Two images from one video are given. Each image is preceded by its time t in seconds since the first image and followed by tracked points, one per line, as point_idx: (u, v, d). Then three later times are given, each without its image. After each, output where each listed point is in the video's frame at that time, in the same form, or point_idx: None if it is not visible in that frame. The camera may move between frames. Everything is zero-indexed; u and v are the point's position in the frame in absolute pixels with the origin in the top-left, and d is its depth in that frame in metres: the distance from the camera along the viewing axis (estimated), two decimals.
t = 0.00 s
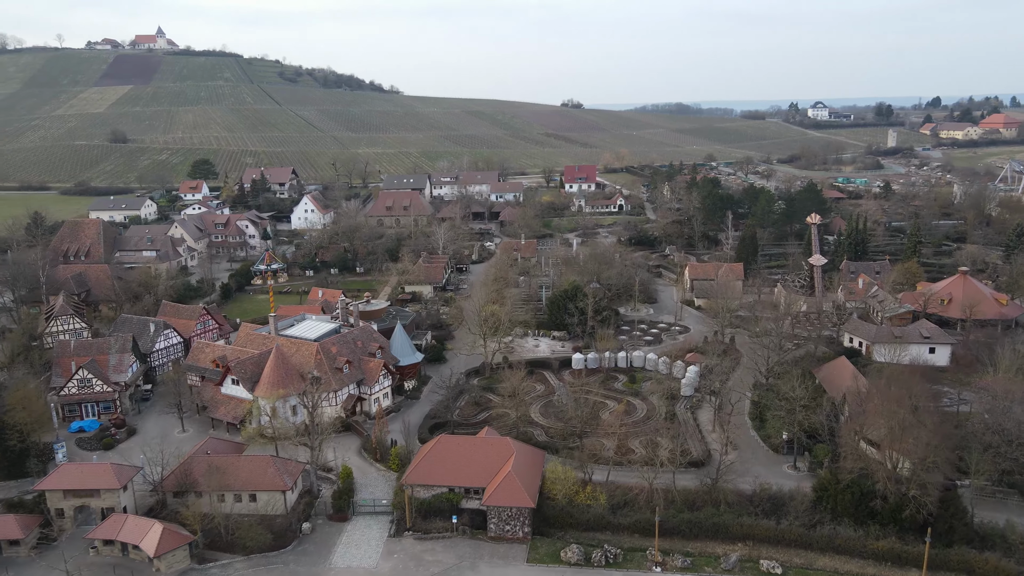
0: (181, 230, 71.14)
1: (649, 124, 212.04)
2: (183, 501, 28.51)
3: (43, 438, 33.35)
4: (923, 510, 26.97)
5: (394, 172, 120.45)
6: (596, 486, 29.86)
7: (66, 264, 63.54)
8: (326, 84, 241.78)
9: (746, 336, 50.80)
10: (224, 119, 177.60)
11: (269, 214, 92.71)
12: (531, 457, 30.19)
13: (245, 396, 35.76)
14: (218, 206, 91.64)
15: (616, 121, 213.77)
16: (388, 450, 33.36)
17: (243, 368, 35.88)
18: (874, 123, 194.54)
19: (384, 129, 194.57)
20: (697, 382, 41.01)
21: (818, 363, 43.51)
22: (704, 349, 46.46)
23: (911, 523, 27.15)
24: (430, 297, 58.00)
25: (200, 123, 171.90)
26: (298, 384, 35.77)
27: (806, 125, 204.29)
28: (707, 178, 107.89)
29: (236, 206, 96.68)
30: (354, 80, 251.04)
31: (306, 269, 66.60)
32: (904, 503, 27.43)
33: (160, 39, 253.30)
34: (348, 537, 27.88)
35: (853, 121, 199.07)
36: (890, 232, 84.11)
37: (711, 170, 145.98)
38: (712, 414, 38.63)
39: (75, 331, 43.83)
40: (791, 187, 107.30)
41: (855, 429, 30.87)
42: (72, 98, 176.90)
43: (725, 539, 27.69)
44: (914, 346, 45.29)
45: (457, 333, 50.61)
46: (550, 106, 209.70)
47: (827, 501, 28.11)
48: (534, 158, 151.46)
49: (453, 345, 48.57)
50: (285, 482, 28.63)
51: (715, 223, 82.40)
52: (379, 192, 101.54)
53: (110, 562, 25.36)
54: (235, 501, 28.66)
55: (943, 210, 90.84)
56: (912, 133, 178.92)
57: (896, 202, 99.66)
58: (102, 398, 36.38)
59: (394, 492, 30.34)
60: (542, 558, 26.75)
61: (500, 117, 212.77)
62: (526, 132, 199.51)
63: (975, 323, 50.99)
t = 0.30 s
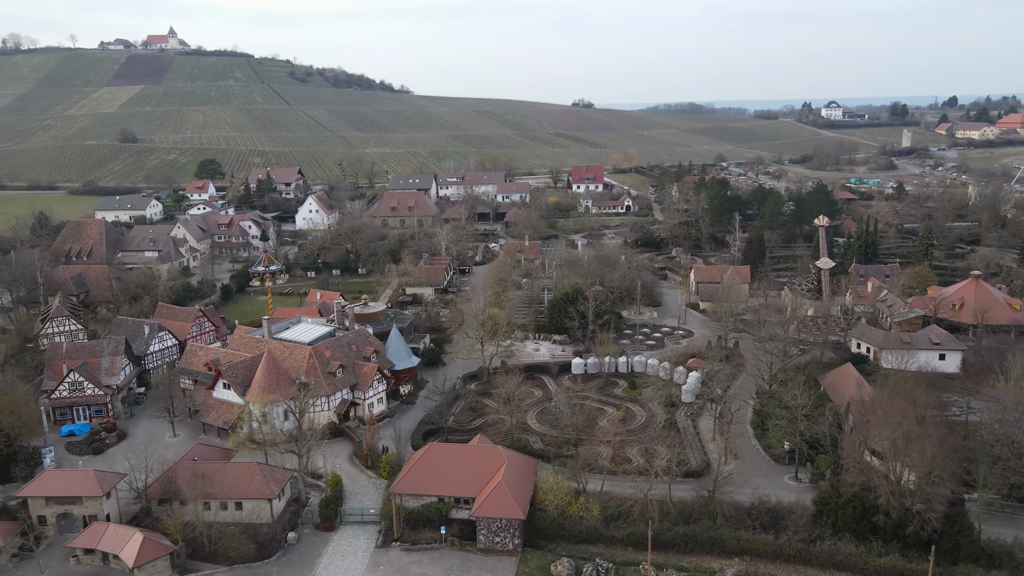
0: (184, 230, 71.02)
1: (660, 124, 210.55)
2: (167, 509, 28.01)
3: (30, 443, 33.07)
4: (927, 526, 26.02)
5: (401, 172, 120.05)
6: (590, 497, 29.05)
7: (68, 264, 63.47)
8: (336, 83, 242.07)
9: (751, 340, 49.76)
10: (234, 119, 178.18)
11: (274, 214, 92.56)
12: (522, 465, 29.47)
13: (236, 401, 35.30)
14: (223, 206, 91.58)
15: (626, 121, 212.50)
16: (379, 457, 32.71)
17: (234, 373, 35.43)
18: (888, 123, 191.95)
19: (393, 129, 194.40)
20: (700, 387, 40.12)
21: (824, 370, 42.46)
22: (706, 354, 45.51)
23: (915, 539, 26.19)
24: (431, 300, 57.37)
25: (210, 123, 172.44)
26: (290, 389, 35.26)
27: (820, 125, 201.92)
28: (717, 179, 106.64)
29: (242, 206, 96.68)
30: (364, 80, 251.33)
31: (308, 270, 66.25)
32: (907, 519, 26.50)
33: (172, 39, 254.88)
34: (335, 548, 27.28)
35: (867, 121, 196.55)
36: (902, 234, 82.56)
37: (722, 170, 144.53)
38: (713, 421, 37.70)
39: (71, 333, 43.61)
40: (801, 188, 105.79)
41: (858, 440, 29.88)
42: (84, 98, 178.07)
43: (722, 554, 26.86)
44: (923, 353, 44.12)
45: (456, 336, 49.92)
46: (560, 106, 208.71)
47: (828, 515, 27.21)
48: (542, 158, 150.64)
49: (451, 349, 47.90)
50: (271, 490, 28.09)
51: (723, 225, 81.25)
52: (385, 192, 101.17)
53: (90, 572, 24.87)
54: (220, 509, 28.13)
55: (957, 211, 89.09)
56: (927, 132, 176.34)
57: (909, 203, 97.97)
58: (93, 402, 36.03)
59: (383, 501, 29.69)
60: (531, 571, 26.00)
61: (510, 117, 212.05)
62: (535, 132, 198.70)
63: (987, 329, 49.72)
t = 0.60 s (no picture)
0: (187, 230, 71.22)
1: (671, 124, 209.00)
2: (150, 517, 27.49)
3: (19, 447, 32.74)
4: (931, 544, 25.07)
5: (408, 172, 119.65)
6: (583, 507, 28.29)
7: (71, 264, 63.62)
8: (347, 83, 242.37)
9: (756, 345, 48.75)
10: (244, 119, 178.74)
11: (279, 214, 92.43)
12: (515, 474, 28.73)
13: (226, 406, 34.76)
14: (229, 206, 91.57)
15: (637, 120, 211.17)
16: (370, 463, 32.06)
17: (225, 376, 34.93)
18: (904, 122, 189.34)
19: (403, 129, 194.22)
20: (701, 393, 39.22)
21: (829, 377, 41.42)
22: (709, 359, 44.57)
23: (918, 557, 25.23)
24: (432, 301, 56.74)
25: (220, 123, 172.95)
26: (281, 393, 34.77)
27: (833, 125, 199.61)
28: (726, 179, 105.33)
29: (248, 207, 96.62)
30: (374, 80, 251.66)
31: (310, 271, 65.87)
32: (910, 536, 25.56)
33: (184, 39, 256.52)
34: (320, 558, 26.67)
35: (881, 121, 194.02)
36: (914, 236, 81.03)
37: (733, 171, 143.08)
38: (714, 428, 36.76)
39: (66, 334, 43.33)
40: (812, 189, 104.32)
41: (861, 451, 28.87)
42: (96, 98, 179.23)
43: (717, 569, 25.96)
44: (932, 360, 43.05)
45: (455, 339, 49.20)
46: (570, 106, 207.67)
47: (828, 530, 26.29)
48: (551, 158, 149.81)
49: (450, 352, 47.23)
50: (257, 497, 27.52)
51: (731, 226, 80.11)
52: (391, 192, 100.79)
53: None
54: (205, 517, 27.60)
55: (972, 213, 87.43)
56: (943, 132, 173.78)
57: (922, 205, 96.31)
58: (84, 405, 35.72)
59: (371, 510, 29.02)
60: None
61: (520, 117, 211.35)
62: (545, 132, 197.80)
63: (999, 335, 48.50)
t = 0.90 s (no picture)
0: (190, 230, 71.24)
1: (683, 124, 207.46)
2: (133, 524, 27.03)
3: (8, 450, 32.41)
4: (934, 562, 24.11)
5: (415, 172, 119.11)
6: (575, 519, 27.55)
7: (74, 264, 63.82)
8: (357, 83, 242.46)
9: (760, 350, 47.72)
10: (254, 118, 179.21)
11: (285, 214, 92.21)
12: (505, 484, 28.01)
13: (218, 410, 34.34)
14: (234, 206, 91.48)
15: (649, 120, 209.75)
16: (360, 470, 31.43)
17: (216, 380, 34.47)
18: (919, 122, 186.63)
19: (412, 128, 194.05)
20: (704, 399, 38.29)
21: (835, 384, 40.33)
22: (711, 364, 43.64)
23: None
24: (432, 303, 56.12)
25: (230, 122, 173.55)
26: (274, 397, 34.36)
27: (848, 125, 197.16)
28: (736, 180, 103.99)
29: (254, 207, 96.61)
30: (385, 79, 251.72)
31: (312, 272, 65.52)
32: (913, 553, 24.61)
33: (197, 39, 258.16)
34: (304, 569, 26.10)
35: (896, 121, 191.27)
36: (927, 238, 79.42)
37: (744, 171, 141.62)
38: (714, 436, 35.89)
39: (62, 335, 43.03)
40: (824, 190, 102.81)
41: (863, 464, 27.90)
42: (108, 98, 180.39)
43: None
44: (941, 367, 41.89)
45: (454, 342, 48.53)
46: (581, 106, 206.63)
47: (827, 546, 25.37)
48: (560, 158, 148.92)
49: (448, 355, 46.60)
50: (242, 505, 27.02)
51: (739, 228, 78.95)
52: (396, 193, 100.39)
53: None
54: (189, 524, 27.13)
55: (987, 214, 85.62)
56: (960, 132, 171.05)
57: (937, 206, 94.53)
58: (75, 408, 35.35)
59: (358, 519, 28.40)
60: None
61: (530, 117, 210.67)
62: (555, 132, 196.92)
63: (1013, 341, 47.17)
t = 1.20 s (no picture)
0: (194, 230, 71.13)
1: (694, 123, 205.81)
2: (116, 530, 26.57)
3: None
4: None
5: (423, 172, 118.69)
6: (566, 530, 26.79)
7: (76, 264, 64.00)
8: (368, 83, 242.56)
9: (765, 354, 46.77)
10: (264, 118, 179.64)
11: (290, 214, 92.05)
12: (495, 493, 27.29)
13: (208, 413, 33.88)
14: (240, 206, 91.48)
15: (660, 120, 208.27)
16: (350, 477, 30.82)
17: (207, 383, 34.01)
18: (935, 122, 183.75)
19: (422, 128, 193.77)
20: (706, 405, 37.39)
21: (840, 390, 39.33)
22: (714, 369, 42.72)
23: None
24: (433, 305, 55.53)
25: (240, 122, 174.11)
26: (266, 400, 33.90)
27: (863, 123, 194.60)
28: (745, 180, 102.62)
29: (260, 206, 96.58)
30: (395, 79, 251.62)
31: (314, 273, 65.21)
32: (916, 571, 23.65)
33: (209, 39, 259.66)
34: None
35: (912, 120, 188.42)
36: (941, 241, 77.85)
37: (755, 172, 140.08)
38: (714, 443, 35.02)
39: (59, 337, 42.79)
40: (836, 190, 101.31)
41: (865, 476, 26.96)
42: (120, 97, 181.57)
43: None
44: (951, 374, 40.75)
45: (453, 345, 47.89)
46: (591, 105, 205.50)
47: (826, 562, 24.46)
48: (569, 158, 148.02)
49: (446, 358, 45.96)
50: (226, 513, 26.49)
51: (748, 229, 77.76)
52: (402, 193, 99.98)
53: None
54: (173, 532, 26.66)
55: (1004, 216, 83.83)
56: (978, 132, 168.26)
57: (952, 207, 92.72)
58: (67, 410, 35.05)
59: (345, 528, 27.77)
60: None
61: (540, 116, 209.86)
62: (565, 131, 195.94)
63: None
